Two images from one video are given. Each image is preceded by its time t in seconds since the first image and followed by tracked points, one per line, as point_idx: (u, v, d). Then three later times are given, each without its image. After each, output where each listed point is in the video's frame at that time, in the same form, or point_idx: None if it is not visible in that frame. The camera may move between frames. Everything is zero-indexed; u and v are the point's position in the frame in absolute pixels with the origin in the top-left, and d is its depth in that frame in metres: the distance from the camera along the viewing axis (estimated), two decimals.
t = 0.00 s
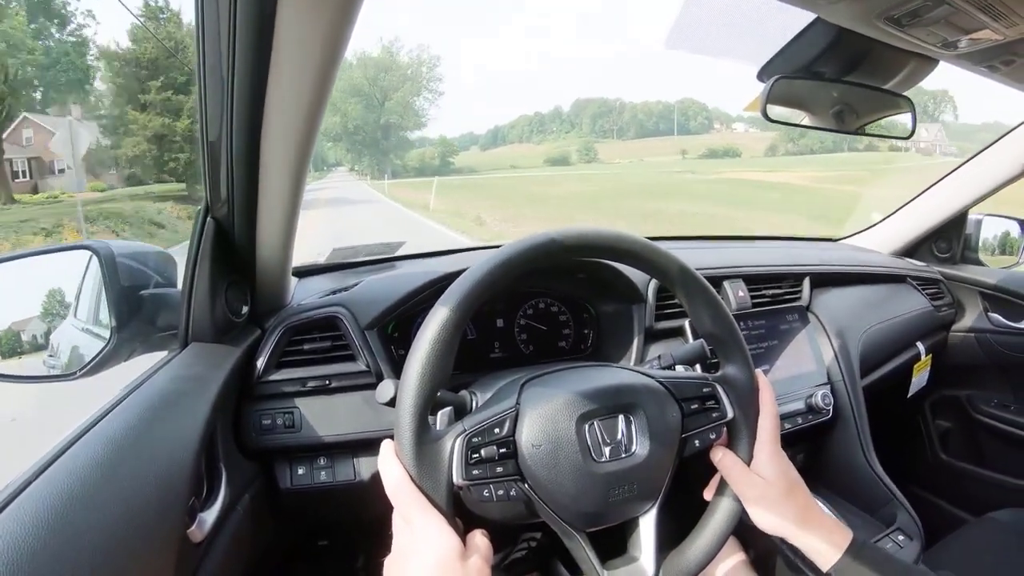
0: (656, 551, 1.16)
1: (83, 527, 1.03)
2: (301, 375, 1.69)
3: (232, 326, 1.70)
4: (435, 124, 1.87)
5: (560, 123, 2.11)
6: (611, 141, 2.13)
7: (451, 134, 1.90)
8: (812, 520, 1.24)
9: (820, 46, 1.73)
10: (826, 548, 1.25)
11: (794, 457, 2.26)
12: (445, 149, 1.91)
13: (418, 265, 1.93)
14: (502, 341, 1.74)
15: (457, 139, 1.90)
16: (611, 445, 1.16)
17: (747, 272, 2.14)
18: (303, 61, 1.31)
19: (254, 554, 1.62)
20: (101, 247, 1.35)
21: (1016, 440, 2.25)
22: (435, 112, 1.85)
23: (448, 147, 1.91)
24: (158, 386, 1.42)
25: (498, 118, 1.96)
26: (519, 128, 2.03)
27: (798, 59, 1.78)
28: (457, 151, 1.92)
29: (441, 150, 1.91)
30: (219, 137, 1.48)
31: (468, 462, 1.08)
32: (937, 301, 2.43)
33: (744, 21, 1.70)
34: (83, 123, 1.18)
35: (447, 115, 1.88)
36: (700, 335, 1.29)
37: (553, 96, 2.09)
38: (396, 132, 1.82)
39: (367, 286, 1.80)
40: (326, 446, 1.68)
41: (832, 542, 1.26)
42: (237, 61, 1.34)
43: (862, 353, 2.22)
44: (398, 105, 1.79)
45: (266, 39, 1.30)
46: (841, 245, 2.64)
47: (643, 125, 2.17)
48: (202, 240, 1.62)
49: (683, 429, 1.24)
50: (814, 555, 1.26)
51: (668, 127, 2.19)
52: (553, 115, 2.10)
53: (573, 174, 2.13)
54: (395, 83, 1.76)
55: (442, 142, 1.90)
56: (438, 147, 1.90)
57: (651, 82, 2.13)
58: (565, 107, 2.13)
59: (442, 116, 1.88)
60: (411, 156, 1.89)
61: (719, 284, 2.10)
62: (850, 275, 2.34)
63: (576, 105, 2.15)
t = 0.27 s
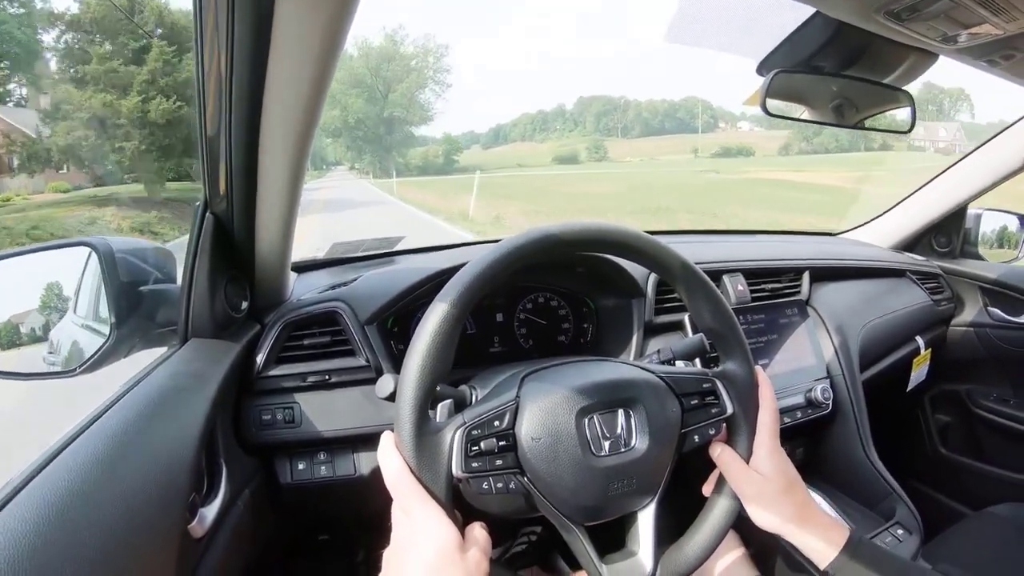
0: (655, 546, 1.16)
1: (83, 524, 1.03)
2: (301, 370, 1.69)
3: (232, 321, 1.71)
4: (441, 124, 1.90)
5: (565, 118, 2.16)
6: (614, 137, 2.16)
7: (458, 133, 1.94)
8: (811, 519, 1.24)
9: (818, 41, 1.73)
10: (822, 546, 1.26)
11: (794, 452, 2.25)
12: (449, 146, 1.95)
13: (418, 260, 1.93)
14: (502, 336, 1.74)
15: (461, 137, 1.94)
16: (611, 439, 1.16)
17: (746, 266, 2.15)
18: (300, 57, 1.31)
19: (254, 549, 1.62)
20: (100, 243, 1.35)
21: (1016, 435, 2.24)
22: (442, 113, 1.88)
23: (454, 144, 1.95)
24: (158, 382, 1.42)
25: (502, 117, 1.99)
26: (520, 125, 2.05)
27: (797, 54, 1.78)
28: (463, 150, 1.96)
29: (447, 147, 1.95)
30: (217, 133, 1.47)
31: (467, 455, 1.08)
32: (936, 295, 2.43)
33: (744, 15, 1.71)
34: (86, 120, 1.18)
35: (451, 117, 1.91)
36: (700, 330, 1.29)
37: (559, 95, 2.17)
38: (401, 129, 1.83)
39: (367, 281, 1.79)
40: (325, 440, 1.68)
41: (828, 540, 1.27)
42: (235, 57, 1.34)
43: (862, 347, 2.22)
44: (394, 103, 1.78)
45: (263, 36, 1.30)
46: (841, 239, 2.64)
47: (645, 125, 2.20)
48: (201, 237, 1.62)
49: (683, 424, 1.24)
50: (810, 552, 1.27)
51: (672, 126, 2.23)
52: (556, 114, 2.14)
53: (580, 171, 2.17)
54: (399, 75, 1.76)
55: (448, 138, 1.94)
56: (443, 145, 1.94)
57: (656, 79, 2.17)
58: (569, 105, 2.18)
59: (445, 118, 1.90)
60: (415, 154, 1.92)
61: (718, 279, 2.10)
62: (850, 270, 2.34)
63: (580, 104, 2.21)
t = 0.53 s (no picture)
0: (654, 541, 1.15)
1: (83, 521, 1.03)
2: (300, 365, 1.69)
3: (231, 317, 1.70)
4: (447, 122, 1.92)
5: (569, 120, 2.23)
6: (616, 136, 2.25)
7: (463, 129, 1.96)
8: (807, 515, 1.25)
9: (816, 35, 1.73)
10: (818, 541, 1.28)
11: (794, 446, 2.26)
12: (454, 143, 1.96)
13: (417, 254, 1.93)
14: (502, 331, 1.74)
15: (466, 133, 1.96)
16: (611, 434, 1.16)
17: (745, 261, 2.14)
18: (298, 53, 1.30)
19: (254, 543, 1.63)
20: (99, 239, 1.35)
21: (1016, 430, 2.25)
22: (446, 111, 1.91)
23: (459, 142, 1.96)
24: (158, 377, 1.42)
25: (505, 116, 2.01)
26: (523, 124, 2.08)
27: (795, 49, 1.78)
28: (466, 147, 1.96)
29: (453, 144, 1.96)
30: (217, 127, 1.47)
31: (467, 449, 1.09)
32: (936, 290, 2.43)
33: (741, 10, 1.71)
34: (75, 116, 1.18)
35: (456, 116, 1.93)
36: (701, 325, 1.29)
37: (560, 95, 2.28)
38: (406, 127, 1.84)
39: (366, 276, 1.79)
40: (325, 435, 1.68)
41: (824, 536, 1.29)
42: (233, 53, 1.34)
43: (862, 342, 2.22)
44: (397, 101, 1.78)
45: (261, 31, 1.29)
46: (841, 233, 2.64)
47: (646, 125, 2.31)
48: (200, 233, 1.63)
49: (683, 418, 1.24)
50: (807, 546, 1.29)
51: (678, 126, 2.35)
52: (560, 114, 2.22)
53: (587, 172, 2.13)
54: (404, 67, 1.78)
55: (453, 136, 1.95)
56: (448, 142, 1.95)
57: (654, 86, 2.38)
58: (572, 105, 2.27)
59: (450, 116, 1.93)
60: (418, 153, 1.92)
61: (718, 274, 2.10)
62: (850, 264, 2.34)
63: (584, 103, 2.31)
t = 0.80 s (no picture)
0: (652, 538, 1.15)
1: (82, 518, 1.03)
2: (299, 362, 1.69)
3: (231, 313, 1.70)
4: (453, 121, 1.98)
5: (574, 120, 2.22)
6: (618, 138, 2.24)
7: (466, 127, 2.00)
8: (806, 515, 1.26)
9: (817, 34, 1.73)
10: (817, 541, 1.28)
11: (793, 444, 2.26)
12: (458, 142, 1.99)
13: (416, 252, 1.93)
14: (501, 328, 1.74)
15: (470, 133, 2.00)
16: (610, 431, 1.17)
17: (745, 259, 2.14)
18: (299, 51, 1.30)
19: (254, 540, 1.63)
20: (98, 236, 1.35)
21: (1014, 429, 2.26)
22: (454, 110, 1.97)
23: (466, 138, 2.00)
24: (157, 375, 1.42)
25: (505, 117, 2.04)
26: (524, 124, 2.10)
27: (794, 49, 1.78)
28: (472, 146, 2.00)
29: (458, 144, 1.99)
30: (217, 123, 1.47)
31: (467, 445, 1.09)
32: (935, 289, 2.43)
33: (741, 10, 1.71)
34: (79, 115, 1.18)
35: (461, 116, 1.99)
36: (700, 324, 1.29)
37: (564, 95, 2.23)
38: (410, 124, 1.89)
39: (366, 273, 1.79)
40: (324, 432, 1.68)
41: (823, 536, 1.29)
42: (234, 49, 1.33)
43: (861, 341, 2.22)
44: (402, 95, 1.84)
45: (261, 28, 1.29)
46: (840, 232, 2.64)
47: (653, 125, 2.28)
48: (199, 229, 1.63)
49: (681, 416, 1.25)
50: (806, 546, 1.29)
51: (684, 126, 2.32)
52: (563, 114, 2.21)
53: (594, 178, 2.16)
54: (410, 59, 1.84)
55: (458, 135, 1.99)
56: (454, 141, 1.98)
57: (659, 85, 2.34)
58: (576, 105, 2.25)
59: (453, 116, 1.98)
60: (422, 152, 1.95)
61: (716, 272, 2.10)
62: (849, 263, 2.34)
63: (588, 103, 2.30)
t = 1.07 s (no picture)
0: (652, 536, 1.15)
1: (81, 517, 1.03)
2: (299, 360, 1.69)
3: (231, 312, 1.70)
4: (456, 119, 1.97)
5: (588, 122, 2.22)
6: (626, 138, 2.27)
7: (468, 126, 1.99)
8: (808, 511, 1.26)
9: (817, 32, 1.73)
10: (820, 538, 1.28)
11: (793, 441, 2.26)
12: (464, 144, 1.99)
13: (417, 249, 1.93)
14: (501, 326, 1.74)
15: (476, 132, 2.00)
16: (610, 429, 1.17)
17: (745, 257, 2.14)
18: (298, 50, 1.30)
19: (254, 538, 1.63)
20: (98, 235, 1.35)
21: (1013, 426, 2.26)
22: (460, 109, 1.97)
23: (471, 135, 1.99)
24: (157, 373, 1.42)
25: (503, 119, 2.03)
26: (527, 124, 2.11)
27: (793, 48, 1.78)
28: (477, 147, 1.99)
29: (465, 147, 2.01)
30: (216, 119, 1.46)
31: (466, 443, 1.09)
32: (935, 287, 2.43)
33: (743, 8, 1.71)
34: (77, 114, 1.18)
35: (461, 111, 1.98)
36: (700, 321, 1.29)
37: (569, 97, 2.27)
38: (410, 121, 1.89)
39: (365, 271, 1.79)
40: (323, 430, 1.68)
41: (826, 533, 1.29)
42: (232, 44, 1.32)
43: (861, 339, 2.22)
44: (409, 87, 1.83)
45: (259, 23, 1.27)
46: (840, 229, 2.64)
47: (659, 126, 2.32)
48: (200, 228, 1.63)
49: (681, 414, 1.25)
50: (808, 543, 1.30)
51: (689, 126, 2.35)
52: (567, 114, 2.25)
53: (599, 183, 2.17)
54: (416, 52, 1.82)
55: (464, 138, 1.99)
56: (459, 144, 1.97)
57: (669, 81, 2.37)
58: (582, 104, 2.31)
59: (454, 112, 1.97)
60: (426, 153, 1.95)
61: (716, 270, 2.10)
62: (849, 261, 2.34)
63: (593, 104, 2.35)
